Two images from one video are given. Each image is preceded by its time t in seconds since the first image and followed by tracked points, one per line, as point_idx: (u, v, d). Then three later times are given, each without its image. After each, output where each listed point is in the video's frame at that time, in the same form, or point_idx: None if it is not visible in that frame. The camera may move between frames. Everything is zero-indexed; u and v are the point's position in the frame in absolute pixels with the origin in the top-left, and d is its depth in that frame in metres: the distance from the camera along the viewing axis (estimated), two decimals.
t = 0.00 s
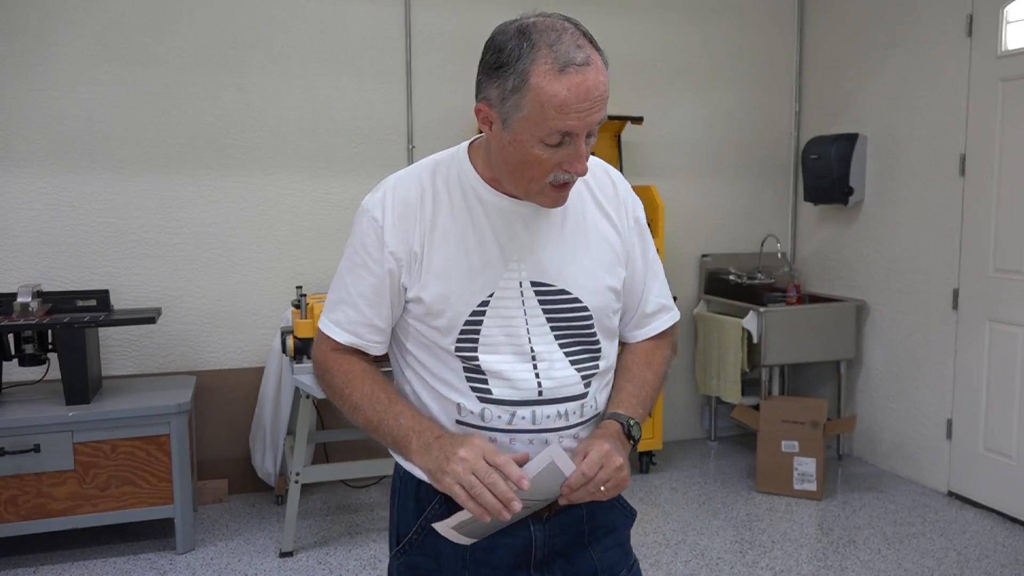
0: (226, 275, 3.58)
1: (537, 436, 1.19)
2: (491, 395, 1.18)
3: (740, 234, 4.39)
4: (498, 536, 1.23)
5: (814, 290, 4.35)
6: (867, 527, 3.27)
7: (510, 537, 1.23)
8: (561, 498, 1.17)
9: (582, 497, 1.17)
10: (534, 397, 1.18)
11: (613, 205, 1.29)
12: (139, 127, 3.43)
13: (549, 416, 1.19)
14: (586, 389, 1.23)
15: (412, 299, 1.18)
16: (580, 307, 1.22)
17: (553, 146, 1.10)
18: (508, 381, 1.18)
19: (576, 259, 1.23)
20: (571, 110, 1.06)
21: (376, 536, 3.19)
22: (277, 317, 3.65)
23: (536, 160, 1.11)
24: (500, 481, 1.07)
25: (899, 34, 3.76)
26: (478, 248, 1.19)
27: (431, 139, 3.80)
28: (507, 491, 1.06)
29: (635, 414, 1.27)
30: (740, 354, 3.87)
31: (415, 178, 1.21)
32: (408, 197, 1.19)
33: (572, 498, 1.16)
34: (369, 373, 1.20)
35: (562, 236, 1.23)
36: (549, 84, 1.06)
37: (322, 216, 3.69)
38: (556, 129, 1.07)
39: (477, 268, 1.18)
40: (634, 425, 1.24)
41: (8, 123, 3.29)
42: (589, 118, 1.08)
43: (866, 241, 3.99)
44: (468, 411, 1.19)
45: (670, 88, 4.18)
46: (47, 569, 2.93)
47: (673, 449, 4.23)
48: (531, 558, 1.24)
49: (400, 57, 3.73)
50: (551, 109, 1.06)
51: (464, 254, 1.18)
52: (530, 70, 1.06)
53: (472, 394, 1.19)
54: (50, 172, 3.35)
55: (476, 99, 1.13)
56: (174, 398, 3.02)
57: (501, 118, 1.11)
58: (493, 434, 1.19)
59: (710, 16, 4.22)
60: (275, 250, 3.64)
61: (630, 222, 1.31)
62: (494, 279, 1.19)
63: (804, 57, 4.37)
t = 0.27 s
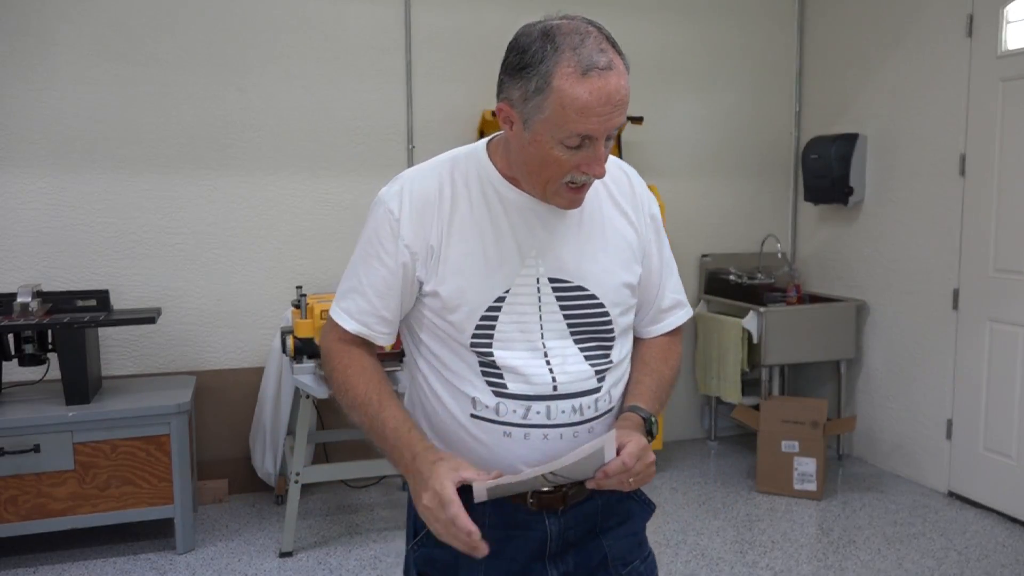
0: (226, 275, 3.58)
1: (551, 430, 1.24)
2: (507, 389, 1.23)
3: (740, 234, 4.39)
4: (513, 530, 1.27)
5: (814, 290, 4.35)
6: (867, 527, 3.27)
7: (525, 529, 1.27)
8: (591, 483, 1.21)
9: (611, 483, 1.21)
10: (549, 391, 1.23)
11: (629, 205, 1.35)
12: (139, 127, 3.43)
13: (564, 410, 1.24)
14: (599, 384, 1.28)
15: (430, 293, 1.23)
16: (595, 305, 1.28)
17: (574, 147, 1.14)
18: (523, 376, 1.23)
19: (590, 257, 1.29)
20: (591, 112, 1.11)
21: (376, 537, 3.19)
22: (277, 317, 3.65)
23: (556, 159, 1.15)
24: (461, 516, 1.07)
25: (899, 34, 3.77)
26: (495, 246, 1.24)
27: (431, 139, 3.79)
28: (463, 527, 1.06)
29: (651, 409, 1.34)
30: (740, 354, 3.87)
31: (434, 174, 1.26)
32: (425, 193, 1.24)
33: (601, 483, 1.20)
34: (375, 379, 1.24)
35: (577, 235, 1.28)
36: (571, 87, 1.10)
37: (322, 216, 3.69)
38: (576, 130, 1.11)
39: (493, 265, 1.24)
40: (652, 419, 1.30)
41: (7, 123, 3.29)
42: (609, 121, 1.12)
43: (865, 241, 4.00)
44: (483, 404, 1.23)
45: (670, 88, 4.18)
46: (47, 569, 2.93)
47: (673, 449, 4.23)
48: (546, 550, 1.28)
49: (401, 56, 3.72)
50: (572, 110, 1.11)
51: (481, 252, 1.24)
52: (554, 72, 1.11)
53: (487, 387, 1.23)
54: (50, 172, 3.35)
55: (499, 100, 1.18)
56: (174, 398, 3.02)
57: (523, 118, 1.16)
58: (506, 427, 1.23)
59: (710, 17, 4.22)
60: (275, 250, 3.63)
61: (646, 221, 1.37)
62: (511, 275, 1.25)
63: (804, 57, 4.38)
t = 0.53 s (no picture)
0: (226, 275, 3.58)
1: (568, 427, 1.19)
2: (526, 381, 1.18)
3: (740, 234, 4.39)
4: (528, 524, 1.24)
5: (815, 290, 4.35)
6: (867, 527, 3.27)
7: (543, 526, 1.23)
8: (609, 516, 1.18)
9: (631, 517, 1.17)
10: (568, 388, 1.18)
11: (671, 207, 1.27)
12: (139, 127, 3.43)
13: (583, 409, 1.19)
14: (624, 386, 1.21)
15: (460, 281, 1.21)
16: (624, 305, 1.21)
17: (604, 149, 1.12)
18: (545, 371, 1.18)
19: (623, 256, 1.23)
20: (622, 115, 1.08)
21: (376, 537, 3.19)
22: (277, 317, 3.65)
23: (587, 160, 1.13)
24: (475, 483, 1.09)
25: (899, 34, 3.76)
26: (527, 236, 1.21)
27: (431, 140, 3.79)
28: (476, 494, 1.09)
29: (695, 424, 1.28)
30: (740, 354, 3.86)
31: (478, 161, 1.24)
32: (465, 179, 1.22)
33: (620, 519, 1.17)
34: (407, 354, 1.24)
35: (611, 232, 1.22)
36: (604, 88, 1.08)
37: (322, 216, 3.69)
38: (606, 131, 1.09)
39: (524, 257, 1.20)
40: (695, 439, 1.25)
41: (8, 123, 3.29)
42: (640, 125, 1.09)
43: (866, 241, 3.99)
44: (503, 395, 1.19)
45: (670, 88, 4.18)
46: (47, 569, 2.93)
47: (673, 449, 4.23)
48: (561, 548, 1.24)
49: (401, 56, 3.72)
50: (603, 112, 1.08)
51: (513, 243, 1.20)
52: (587, 71, 1.09)
53: (508, 378, 1.19)
54: (50, 172, 3.35)
55: (536, 96, 1.17)
56: (173, 399, 3.03)
57: (557, 115, 1.14)
58: (525, 420, 1.19)
59: (710, 16, 4.21)
60: (275, 250, 3.63)
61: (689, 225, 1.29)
62: (539, 268, 1.20)
63: (805, 57, 4.37)
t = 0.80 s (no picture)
0: (225, 275, 3.57)
1: (588, 422, 1.23)
2: (554, 372, 1.25)
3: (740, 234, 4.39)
4: (554, 517, 1.29)
5: (815, 290, 4.35)
6: (867, 527, 3.27)
7: (566, 518, 1.28)
8: None
9: None
10: (593, 383, 1.23)
11: (727, 221, 1.27)
12: (139, 127, 3.43)
13: (605, 406, 1.23)
14: (651, 389, 1.24)
15: (507, 269, 1.30)
16: (658, 310, 1.24)
17: (644, 153, 1.15)
18: (572, 364, 1.24)
19: (664, 262, 1.25)
20: (660, 121, 1.10)
21: (376, 537, 3.19)
22: (276, 317, 3.65)
23: (627, 162, 1.17)
24: (447, 469, 1.17)
25: (899, 34, 3.76)
26: (572, 232, 1.27)
27: (431, 140, 3.79)
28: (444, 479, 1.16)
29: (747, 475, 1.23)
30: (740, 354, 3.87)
31: (540, 156, 1.32)
32: (525, 174, 1.31)
33: None
34: (444, 339, 1.35)
35: (654, 238, 1.25)
36: (646, 92, 1.11)
37: (322, 216, 3.69)
38: (643, 135, 1.12)
39: (566, 252, 1.26)
40: (731, 486, 1.21)
41: (8, 123, 3.29)
42: (678, 134, 1.11)
43: (866, 241, 4.00)
44: (534, 381, 1.27)
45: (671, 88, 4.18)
46: (47, 569, 2.93)
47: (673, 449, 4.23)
48: (583, 541, 1.29)
49: (400, 56, 3.72)
50: (641, 116, 1.11)
51: (558, 237, 1.27)
52: (633, 75, 1.12)
53: (538, 366, 1.26)
54: (50, 172, 3.35)
55: (593, 96, 1.21)
56: (173, 399, 3.02)
57: (606, 115, 1.18)
58: (551, 409, 1.25)
59: (710, 16, 4.21)
60: (274, 250, 3.63)
61: (747, 241, 1.27)
62: (580, 264, 1.26)
63: (805, 57, 4.37)
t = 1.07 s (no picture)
0: (225, 274, 3.58)
1: (591, 412, 1.28)
2: (564, 361, 1.31)
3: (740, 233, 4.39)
4: (563, 509, 1.34)
5: (814, 290, 4.35)
6: (867, 527, 3.27)
7: (574, 511, 1.33)
8: None
9: None
10: (598, 374, 1.27)
11: (749, 230, 1.23)
12: (140, 127, 3.43)
13: (608, 398, 1.27)
14: (655, 386, 1.25)
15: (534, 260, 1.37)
16: (666, 309, 1.24)
17: (652, 147, 1.16)
18: (580, 354, 1.29)
19: (677, 264, 1.25)
20: (664, 113, 1.12)
21: (376, 536, 3.19)
22: (277, 317, 3.65)
23: (638, 157, 1.18)
24: (443, 442, 1.34)
25: (899, 34, 3.76)
26: (593, 226, 1.31)
27: (431, 140, 3.80)
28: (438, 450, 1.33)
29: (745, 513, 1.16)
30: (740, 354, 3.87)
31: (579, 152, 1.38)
32: (560, 170, 1.37)
33: None
34: (480, 327, 1.48)
35: (669, 238, 1.25)
36: (652, 84, 1.13)
37: (322, 216, 3.69)
38: (648, 126, 1.14)
39: (584, 245, 1.31)
40: (725, 525, 1.14)
41: (8, 123, 3.29)
42: (682, 126, 1.12)
43: (866, 241, 4.00)
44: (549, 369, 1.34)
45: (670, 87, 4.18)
46: (47, 569, 2.93)
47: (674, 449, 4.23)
48: (590, 535, 1.32)
49: (401, 57, 3.72)
50: (647, 108, 1.13)
51: (579, 230, 1.32)
52: (644, 68, 1.15)
53: (552, 354, 1.33)
54: (50, 172, 3.35)
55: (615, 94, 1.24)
56: (173, 398, 3.03)
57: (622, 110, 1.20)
58: (559, 397, 1.32)
59: (710, 16, 4.21)
60: (275, 250, 3.63)
61: (769, 254, 1.21)
62: (596, 258, 1.30)
63: (805, 57, 4.37)
